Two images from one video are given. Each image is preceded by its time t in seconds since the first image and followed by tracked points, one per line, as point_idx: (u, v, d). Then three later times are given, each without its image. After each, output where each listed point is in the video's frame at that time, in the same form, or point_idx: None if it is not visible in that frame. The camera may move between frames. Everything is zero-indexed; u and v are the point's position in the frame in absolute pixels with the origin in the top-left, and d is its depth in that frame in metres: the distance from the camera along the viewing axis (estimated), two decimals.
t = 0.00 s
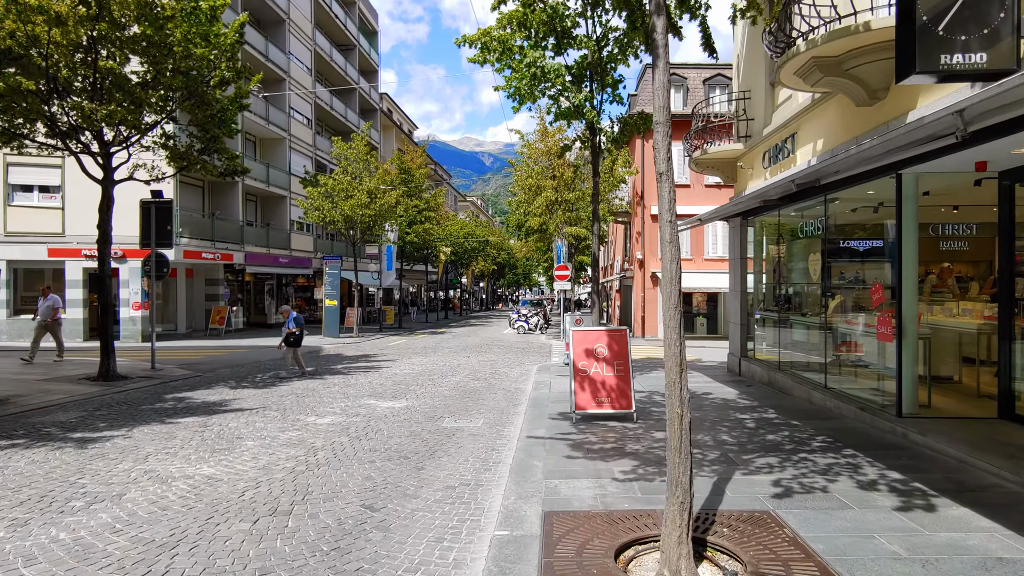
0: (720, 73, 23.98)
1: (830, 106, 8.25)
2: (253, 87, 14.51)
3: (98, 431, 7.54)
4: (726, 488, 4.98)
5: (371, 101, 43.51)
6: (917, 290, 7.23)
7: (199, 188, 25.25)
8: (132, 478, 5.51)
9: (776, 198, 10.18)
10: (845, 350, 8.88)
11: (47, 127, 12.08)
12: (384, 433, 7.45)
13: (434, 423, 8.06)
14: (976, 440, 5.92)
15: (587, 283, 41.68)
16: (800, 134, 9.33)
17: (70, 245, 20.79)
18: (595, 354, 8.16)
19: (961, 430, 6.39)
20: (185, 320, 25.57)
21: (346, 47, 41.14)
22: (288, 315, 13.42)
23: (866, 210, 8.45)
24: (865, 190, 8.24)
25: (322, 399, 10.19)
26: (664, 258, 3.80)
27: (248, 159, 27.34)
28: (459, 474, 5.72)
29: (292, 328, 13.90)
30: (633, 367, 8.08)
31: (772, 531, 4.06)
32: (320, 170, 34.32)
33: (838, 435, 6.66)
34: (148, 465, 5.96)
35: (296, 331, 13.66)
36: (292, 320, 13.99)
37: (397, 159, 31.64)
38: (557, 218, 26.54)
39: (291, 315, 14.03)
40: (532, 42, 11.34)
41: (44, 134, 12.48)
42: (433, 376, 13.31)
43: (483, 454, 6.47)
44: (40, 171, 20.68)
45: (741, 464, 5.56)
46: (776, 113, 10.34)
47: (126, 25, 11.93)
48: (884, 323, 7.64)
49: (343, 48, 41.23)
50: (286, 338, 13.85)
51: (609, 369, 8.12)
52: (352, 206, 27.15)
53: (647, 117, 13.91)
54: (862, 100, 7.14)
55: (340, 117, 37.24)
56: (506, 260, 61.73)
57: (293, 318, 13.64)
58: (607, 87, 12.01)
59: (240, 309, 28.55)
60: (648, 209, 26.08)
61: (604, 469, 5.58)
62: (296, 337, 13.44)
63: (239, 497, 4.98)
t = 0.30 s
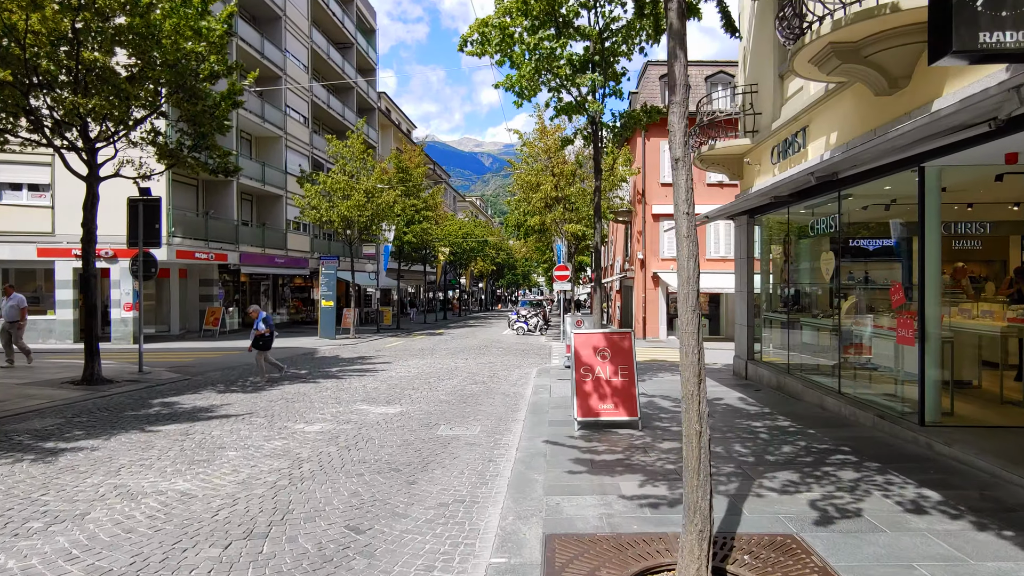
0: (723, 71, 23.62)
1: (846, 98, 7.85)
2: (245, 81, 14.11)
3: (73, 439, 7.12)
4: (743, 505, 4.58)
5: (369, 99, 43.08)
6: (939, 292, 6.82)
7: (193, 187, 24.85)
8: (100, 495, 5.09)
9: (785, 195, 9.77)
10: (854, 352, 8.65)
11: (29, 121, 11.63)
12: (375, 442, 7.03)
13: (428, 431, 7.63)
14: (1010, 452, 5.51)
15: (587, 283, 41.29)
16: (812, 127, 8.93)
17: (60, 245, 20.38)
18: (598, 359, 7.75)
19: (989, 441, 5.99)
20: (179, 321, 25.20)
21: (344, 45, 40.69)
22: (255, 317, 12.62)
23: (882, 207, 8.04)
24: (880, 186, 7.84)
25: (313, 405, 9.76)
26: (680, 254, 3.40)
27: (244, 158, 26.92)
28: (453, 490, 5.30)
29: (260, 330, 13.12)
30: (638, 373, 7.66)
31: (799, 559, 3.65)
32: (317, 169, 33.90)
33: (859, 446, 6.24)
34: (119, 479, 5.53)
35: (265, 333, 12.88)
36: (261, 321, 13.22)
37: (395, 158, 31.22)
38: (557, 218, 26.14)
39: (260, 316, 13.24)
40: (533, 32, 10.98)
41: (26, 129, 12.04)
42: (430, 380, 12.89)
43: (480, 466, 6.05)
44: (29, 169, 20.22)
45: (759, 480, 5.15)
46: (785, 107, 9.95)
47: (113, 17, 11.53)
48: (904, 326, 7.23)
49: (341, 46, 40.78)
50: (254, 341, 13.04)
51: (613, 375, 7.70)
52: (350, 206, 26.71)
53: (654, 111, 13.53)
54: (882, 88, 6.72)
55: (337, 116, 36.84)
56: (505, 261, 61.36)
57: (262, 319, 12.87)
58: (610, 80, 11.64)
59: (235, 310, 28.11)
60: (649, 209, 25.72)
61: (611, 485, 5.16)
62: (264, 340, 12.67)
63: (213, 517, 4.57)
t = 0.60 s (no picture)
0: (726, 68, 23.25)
1: (861, 87, 7.45)
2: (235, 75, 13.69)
3: (42, 448, 6.68)
4: (764, 525, 4.15)
5: (367, 98, 42.67)
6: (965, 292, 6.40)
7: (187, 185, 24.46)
8: (58, 512, 4.66)
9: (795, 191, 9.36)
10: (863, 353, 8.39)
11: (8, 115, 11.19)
12: (364, 451, 6.60)
13: (421, 439, 7.21)
14: None
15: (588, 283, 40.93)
16: (824, 120, 8.51)
17: (49, 244, 19.96)
18: (600, 363, 7.32)
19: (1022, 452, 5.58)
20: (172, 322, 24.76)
21: (341, 43, 40.27)
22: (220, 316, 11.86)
23: (899, 203, 7.64)
24: (899, 180, 7.42)
25: (302, 410, 9.34)
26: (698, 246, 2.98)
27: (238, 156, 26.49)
28: (444, 506, 4.87)
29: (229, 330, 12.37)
30: (642, 376, 7.25)
31: None
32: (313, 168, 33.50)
33: (881, 457, 5.82)
34: (83, 494, 5.10)
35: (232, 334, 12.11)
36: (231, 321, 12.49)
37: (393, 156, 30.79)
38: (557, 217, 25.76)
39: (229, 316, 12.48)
40: (532, 20, 10.62)
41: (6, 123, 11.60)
42: (426, 383, 12.47)
43: (474, 479, 5.63)
44: (17, 166, 19.76)
45: (777, 497, 4.73)
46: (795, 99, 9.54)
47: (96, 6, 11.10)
48: (928, 328, 6.80)
49: (338, 44, 40.35)
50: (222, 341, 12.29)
51: (616, 379, 7.27)
52: (346, 205, 26.28)
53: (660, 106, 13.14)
54: (904, 75, 6.30)
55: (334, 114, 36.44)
56: (504, 261, 60.99)
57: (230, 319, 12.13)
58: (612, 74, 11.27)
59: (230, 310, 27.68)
60: (650, 208, 25.39)
61: (616, 502, 4.75)
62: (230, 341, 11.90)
63: (178, 539, 4.15)
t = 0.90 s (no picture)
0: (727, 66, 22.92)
1: (880, 76, 7.00)
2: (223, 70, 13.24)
3: None
4: (784, 562, 3.68)
5: (364, 97, 42.24)
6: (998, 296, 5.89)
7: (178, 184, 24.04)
8: None
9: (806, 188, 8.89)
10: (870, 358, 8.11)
11: None
12: (346, 468, 6.13)
13: (409, 453, 6.72)
14: None
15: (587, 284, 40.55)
16: (839, 112, 8.05)
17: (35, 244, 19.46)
18: (601, 372, 6.82)
19: None
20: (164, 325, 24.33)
21: (338, 41, 39.81)
22: (176, 316, 10.89)
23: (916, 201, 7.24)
24: (920, 175, 6.93)
25: (286, 420, 8.87)
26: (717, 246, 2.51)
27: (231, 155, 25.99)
28: (429, 536, 4.39)
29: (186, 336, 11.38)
30: (646, 387, 6.75)
31: None
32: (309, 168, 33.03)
33: (907, 477, 5.34)
34: (30, 521, 4.62)
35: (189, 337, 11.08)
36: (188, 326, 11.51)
37: (390, 156, 30.36)
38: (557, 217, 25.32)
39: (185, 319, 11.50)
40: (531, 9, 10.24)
41: None
42: (420, 388, 12.02)
43: (464, 502, 5.14)
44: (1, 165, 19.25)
45: (798, 526, 4.25)
46: (806, 92, 9.08)
47: None
48: (956, 335, 6.31)
49: (335, 42, 39.89)
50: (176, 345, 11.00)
51: (618, 390, 6.78)
52: (341, 205, 25.77)
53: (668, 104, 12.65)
54: (932, 60, 5.83)
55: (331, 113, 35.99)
56: (503, 262, 60.58)
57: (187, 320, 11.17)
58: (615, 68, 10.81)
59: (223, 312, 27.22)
60: (651, 208, 24.99)
61: (619, 531, 4.27)
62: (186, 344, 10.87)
63: None
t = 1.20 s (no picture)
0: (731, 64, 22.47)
1: (904, 66, 6.58)
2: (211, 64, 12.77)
3: None
4: None
5: (362, 97, 41.80)
6: None
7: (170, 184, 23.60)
8: None
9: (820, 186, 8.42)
10: (883, 362, 7.79)
11: None
12: (329, 487, 5.64)
13: (399, 470, 6.23)
14: None
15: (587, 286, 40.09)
16: (857, 105, 7.58)
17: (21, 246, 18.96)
18: (606, 381, 6.37)
19: None
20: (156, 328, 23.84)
21: (335, 40, 39.37)
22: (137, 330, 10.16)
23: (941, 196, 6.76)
24: (947, 172, 6.45)
25: (272, 430, 8.38)
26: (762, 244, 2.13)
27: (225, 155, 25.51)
28: (417, 572, 3.90)
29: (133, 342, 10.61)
30: (654, 398, 6.31)
31: None
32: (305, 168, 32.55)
33: (945, 499, 4.85)
34: None
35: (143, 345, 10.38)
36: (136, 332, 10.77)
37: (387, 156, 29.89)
38: (556, 218, 24.84)
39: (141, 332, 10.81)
40: None
41: None
42: (415, 395, 11.54)
43: (457, 528, 4.65)
44: None
45: (831, 560, 3.77)
46: (820, 86, 8.63)
47: None
48: (995, 347, 5.76)
49: (332, 41, 39.46)
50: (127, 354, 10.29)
51: (624, 401, 6.32)
52: (337, 205, 25.26)
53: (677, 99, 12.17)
54: (966, 46, 5.39)
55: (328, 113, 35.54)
56: (502, 263, 60.10)
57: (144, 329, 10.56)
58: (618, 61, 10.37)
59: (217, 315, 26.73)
60: (652, 208, 24.51)
61: (630, 566, 3.79)
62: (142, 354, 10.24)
63: None
